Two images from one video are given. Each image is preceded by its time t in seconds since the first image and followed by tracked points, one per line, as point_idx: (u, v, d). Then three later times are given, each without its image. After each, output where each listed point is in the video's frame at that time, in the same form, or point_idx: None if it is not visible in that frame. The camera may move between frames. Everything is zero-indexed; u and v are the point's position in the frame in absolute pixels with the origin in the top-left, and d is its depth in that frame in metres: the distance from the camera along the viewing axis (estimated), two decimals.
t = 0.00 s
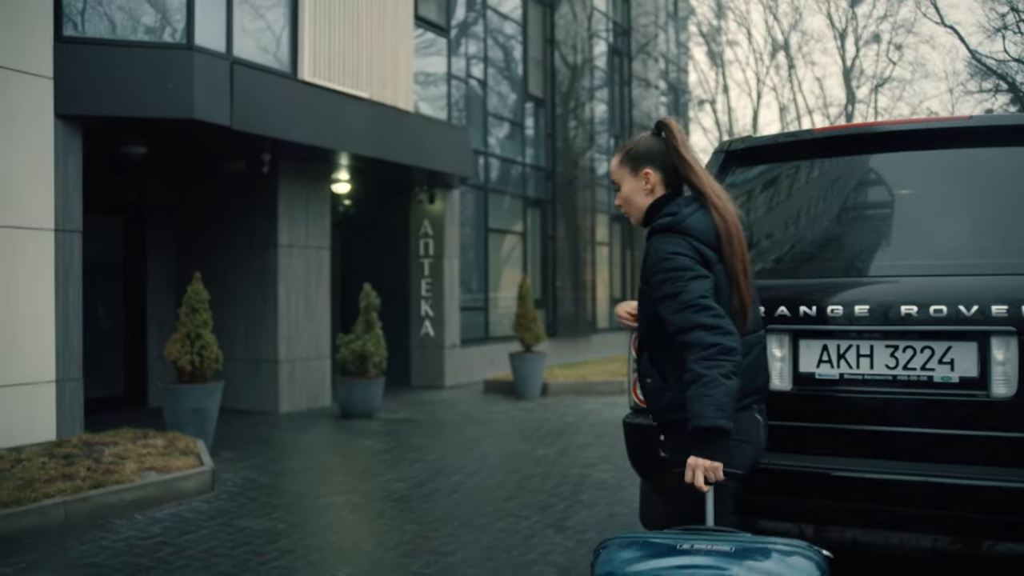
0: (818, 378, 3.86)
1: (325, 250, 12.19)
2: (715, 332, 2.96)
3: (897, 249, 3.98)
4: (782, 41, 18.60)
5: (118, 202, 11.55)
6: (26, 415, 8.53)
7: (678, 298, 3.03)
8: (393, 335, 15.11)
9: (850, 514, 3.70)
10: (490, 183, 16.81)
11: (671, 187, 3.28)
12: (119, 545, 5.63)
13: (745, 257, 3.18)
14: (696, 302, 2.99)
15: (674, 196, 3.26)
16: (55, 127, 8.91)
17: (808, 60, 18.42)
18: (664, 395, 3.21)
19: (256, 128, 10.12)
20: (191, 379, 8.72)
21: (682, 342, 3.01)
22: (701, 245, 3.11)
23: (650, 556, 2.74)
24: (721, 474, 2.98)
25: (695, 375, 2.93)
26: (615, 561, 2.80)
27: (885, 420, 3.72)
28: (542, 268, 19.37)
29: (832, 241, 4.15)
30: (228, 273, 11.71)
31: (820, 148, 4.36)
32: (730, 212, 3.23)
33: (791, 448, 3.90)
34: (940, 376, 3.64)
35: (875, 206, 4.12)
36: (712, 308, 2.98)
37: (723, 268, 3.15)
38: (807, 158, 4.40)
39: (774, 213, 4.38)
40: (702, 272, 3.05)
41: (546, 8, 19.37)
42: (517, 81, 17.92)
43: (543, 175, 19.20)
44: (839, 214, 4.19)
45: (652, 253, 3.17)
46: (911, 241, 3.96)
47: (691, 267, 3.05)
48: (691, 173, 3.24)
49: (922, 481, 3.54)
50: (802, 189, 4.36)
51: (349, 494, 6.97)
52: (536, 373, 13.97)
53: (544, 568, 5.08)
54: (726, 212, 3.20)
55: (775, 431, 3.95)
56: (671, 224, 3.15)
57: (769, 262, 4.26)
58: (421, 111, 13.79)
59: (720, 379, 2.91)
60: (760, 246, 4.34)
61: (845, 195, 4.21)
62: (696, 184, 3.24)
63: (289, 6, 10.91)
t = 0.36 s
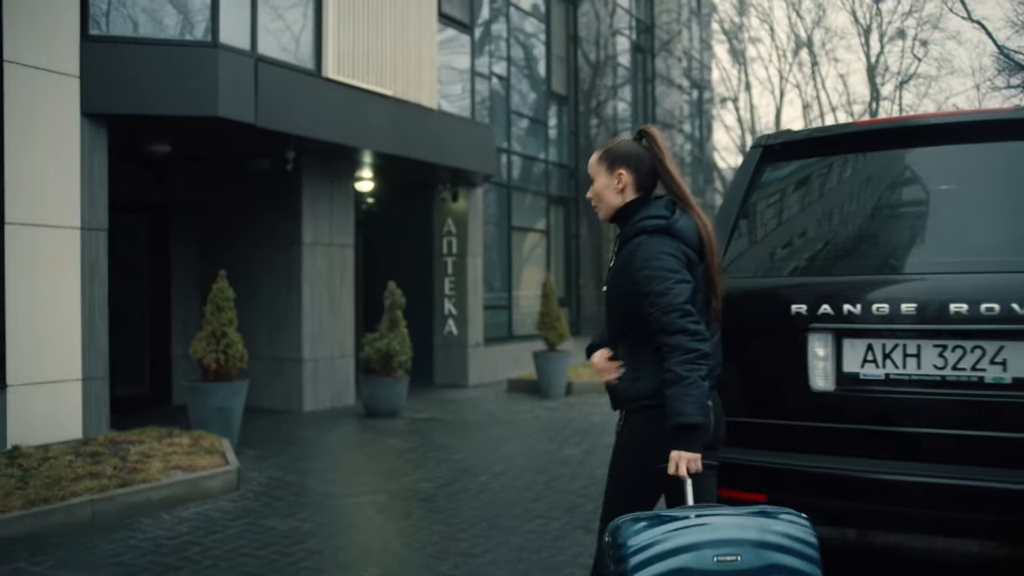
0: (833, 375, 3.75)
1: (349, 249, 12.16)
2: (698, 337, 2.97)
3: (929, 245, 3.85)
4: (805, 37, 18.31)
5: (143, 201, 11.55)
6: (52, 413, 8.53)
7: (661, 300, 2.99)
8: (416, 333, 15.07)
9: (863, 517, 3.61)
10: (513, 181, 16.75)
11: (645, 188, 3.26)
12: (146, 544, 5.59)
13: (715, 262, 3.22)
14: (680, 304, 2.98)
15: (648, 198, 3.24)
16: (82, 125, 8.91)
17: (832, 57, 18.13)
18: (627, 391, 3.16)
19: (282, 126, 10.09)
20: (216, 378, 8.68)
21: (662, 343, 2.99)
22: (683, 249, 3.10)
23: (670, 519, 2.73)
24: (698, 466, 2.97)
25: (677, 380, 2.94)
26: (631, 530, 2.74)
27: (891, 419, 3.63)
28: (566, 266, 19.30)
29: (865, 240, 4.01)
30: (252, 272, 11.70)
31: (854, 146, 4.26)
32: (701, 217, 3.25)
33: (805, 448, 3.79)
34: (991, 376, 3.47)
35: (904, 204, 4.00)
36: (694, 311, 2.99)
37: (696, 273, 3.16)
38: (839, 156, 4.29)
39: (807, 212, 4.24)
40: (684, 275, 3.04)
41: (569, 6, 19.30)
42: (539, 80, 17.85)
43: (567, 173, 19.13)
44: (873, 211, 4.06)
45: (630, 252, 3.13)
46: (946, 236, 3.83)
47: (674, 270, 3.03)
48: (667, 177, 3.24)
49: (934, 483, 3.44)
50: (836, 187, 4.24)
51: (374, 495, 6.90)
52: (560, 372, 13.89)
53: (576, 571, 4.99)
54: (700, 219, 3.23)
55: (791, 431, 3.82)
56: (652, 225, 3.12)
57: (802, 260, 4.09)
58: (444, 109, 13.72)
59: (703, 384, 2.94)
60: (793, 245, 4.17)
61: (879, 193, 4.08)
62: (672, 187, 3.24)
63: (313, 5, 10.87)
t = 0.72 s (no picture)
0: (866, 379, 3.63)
1: (372, 248, 12.02)
2: (656, 322, 3.18)
3: (977, 244, 3.70)
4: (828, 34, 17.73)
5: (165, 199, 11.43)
6: (76, 413, 8.44)
7: (619, 290, 3.21)
8: (440, 332, 14.93)
9: (892, 525, 3.52)
10: (536, 179, 16.54)
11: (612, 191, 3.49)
12: (168, 549, 5.45)
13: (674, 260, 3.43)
14: (637, 293, 3.19)
15: (614, 198, 3.48)
16: (105, 122, 8.80)
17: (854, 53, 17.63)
18: (592, 379, 3.33)
19: (305, 122, 9.94)
20: (238, 378, 8.53)
21: (623, 330, 3.20)
22: (639, 244, 3.32)
23: (687, 502, 3.05)
24: (683, 442, 3.19)
25: (641, 362, 3.15)
26: (650, 519, 2.99)
27: (917, 425, 3.52)
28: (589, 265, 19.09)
29: (910, 238, 3.85)
30: (275, 271, 11.60)
31: (902, 140, 4.06)
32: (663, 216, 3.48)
33: (840, 455, 3.68)
34: None
35: (951, 202, 3.83)
36: (652, 299, 3.20)
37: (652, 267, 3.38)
38: (886, 151, 4.10)
39: (851, 211, 4.07)
40: (642, 268, 3.26)
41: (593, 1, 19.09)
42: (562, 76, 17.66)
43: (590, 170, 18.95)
44: (917, 210, 3.89)
45: (590, 250, 3.36)
46: (995, 235, 3.67)
47: (632, 263, 3.26)
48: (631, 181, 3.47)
49: (964, 491, 3.35)
50: (880, 183, 4.06)
51: (400, 498, 6.74)
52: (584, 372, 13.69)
53: None
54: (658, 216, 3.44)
55: (825, 437, 3.71)
56: (610, 223, 3.35)
57: (846, 261, 3.93)
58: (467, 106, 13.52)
59: (667, 364, 3.14)
60: (837, 244, 4.01)
61: (926, 189, 3.90)
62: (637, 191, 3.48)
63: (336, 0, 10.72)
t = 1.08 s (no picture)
0: (935, 383, 3.38)
1: (392, 245, 11.70)
2: (653, 318, 3.36)
3: None
4: (849, 30, 17.89)
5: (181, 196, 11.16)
6: (88, 415, 8.14)
7: (618, 288, 3.43)
8: (460, 332, 14.61)
9: (980, 548, 3.21)
10: (558, 175, 16.17)
11: (618, 193, 3.71)
12: (183, 562, 5.14)
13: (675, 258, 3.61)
14: (635, 291, 3.39)
15: (619, 198, 3.69)
16: (118, 115, 8.52)
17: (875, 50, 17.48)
18: (602, 374, 3.53)
19: (325, 115, 9.65)
20: (256, 379, 8.24)
21: (623, 326, 3.39)
22: (639, 244, 3.53)
23: (689, 492, 3.22)
24: (679, 436, 3.37)
25: (640, 357, 3.33)
26: (656, 506, 3.15)
27: (989, 435, 3.24)
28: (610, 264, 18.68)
29: (975, 229, 3.61)
30: (292, 269, 11.30)
31: (961, 128, 3.82)
32: (666, 217, 3.66)
33: (917, 470, 3.40)
34: None
35: (1018, 192, 3.57)
36: (649, 297, 3.39)
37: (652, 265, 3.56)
38: (945, 140, 3.85)
39: (909, 207, 3.82)
40: (640, 268, 3.47)
41: None
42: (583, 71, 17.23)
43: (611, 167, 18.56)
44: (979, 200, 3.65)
45: (592, 250, 3.57)
46: None
47: (631, 263, 3.46)
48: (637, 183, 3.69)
49: None
50: (942, 174, 3.79)
51: (426, 506, 6.42)
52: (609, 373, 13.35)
53: None
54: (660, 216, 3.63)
55: (907, 448, 3.42)
56: (610, 223, 3.56)
57: (908, 258, 3.71)
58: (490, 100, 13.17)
59: (665, 359, 3.32)
60: (897, 242, 3.78)
61: (987, 181, 3.65)
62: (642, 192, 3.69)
63: None
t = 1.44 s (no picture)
0: (1017, 396, 2.95)
1: (403, 243, 11.27)
2: (651, 332, 3.23)
3: None
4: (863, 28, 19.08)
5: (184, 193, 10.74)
6: (84, 422, 7.73)
7: (619, 298, 3.31)
8: (471, 333, 14.18)
9: None
10: (571, 171, 15.71)
11: (632, 195, 3.55)
12: None
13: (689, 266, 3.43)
14: (634, 303, 3.26)
15: (632, 204, 3.54)
16: (116, 105, 8.09)
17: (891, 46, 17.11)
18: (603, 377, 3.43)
19: (334, 107, 9.21)
20: (261, 384, 7.82)
21: (621, 337, 3.27)
22: (647, 253, 3.37)
23: (665, 493, 2.87)
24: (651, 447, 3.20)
25: (633, 368, 3.20)
26: (635, 509, 2.80)
27: None
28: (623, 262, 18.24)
29: None
30: (299, 267, 10.90)
31: None
32: (680, 222, 3.48)
33: None
34: None
35: None
36: (649, 309, 3.26)
37: (663, 274, 3.40)
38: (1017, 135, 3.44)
39: (976, 207, 3.42)
40: (645, 278, 3.32)
41: None
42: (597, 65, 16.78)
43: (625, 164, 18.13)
44: None
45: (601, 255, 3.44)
46: None
47: (635, 273, 3.32)
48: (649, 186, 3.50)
49: None
50: None
51: (442, 523, 5.99)
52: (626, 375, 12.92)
53: None
54: (675, 223, 3.44)
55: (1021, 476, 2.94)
56: (619, 231, 3.42)
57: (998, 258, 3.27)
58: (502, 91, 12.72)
59: (657, 373, 3.19)
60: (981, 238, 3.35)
61: None
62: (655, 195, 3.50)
63: None
